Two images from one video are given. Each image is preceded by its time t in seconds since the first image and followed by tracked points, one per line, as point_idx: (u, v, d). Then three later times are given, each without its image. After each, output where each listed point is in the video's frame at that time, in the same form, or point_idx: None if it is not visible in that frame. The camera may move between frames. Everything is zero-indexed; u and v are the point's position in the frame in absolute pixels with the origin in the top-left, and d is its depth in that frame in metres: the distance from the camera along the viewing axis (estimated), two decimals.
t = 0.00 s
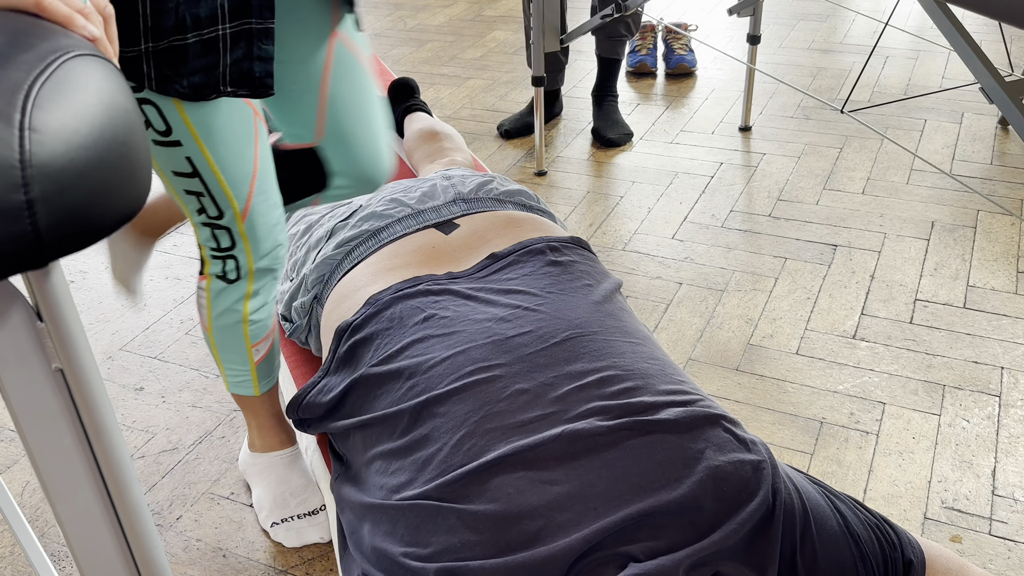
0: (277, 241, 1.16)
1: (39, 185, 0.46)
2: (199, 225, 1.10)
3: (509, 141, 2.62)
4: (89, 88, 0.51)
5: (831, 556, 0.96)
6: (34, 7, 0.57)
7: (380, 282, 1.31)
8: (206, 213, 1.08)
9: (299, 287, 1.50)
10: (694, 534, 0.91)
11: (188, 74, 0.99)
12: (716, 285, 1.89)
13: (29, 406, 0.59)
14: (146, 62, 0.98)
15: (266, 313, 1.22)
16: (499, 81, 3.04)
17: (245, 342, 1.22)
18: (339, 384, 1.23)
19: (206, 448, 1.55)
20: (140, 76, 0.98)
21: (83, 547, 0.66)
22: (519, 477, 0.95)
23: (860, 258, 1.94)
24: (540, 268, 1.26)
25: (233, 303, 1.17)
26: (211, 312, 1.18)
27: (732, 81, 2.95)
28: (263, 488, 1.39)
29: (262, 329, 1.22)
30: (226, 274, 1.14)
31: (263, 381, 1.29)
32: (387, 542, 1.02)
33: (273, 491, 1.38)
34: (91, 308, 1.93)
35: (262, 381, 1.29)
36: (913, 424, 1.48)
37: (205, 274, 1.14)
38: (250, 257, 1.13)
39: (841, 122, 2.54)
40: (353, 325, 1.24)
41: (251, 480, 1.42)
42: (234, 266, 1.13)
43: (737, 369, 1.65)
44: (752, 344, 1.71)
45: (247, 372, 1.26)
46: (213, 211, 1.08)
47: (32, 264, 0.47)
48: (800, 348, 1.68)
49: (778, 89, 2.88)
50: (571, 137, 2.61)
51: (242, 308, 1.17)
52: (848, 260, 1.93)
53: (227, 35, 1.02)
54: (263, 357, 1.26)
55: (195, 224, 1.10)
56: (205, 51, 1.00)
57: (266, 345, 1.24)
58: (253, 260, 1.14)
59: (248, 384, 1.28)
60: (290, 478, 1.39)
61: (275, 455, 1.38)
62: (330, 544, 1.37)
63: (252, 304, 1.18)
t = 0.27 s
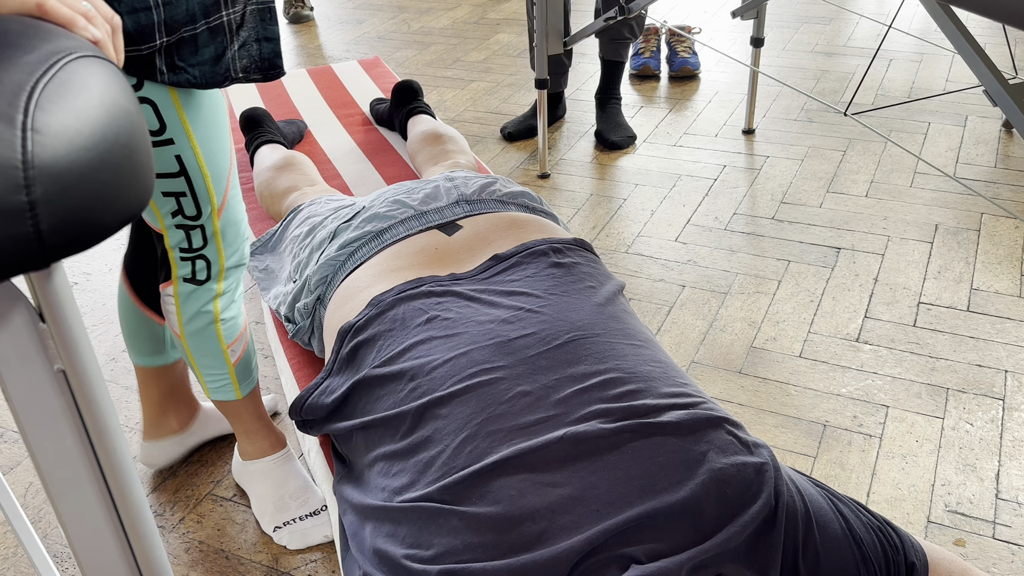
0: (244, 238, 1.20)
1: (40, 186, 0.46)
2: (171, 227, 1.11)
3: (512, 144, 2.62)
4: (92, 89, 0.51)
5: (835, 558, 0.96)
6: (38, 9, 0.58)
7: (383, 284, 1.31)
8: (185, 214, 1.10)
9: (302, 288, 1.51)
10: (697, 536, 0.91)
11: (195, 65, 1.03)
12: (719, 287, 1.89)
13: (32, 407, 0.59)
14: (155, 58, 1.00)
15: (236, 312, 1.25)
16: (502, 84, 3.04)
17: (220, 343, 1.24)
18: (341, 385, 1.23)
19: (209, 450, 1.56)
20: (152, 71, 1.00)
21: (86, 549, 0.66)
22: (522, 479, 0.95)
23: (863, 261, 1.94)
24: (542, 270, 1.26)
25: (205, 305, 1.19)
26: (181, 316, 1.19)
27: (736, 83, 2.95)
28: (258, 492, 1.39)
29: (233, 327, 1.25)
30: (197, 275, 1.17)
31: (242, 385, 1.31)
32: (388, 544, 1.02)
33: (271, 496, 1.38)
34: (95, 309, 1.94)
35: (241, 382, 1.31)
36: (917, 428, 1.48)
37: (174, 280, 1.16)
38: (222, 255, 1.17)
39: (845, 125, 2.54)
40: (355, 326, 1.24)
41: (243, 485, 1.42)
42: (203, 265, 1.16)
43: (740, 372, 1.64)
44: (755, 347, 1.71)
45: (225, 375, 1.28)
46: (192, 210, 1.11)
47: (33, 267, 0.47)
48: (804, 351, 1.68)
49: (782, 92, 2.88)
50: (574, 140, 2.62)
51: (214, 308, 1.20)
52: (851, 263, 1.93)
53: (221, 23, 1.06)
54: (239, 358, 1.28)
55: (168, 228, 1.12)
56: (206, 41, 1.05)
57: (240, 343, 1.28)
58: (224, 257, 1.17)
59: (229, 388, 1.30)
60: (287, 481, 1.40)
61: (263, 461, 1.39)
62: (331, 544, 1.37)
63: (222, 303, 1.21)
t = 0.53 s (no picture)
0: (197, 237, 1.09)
1: (45, 194, 0.47)
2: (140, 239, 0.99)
3: (515, 148, 2.62)
4: (96, 98, 0.52)
5: (835, 556, 0.96)
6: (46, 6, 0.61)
7: (385, 287, 1.31)
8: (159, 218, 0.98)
9: (306, 290, 1.51)
10: (699, 533, 0.91)
11: (172, 62, 0.98)
12: (721, 292, 1.89)
13: (35, 413, 0.60)
14: (135, 57, 0.96)
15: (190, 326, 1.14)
16: (505, 88, 3.05)
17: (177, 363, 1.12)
18: (343, 389, 1.23)
19: (213, 455, 1.57)
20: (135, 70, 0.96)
21: (89, 556, 0.67)
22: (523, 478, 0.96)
23: (865, 265, 1.94)
24: (544, 274, 1.27)
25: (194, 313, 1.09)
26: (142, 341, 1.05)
27: (738, 88, 2.95)
28: (212, 542, 1.34)
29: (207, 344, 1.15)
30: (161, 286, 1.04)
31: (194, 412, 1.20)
32: (387, 543, 1.01)
33: (226, 535, 1.35)
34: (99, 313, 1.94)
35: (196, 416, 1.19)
36: (918, 433, 1.48)
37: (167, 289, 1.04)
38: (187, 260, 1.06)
39: (847, 130, 2.55)
40: (358, 329, 1.25)
41: (180, 549, 1.34)
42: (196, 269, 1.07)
43: (742, 376, 1.65)
44: (757, 352, 1.71)
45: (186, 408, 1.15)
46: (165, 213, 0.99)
47: (37, 273, 0.47)
48: (805, 356, 1.68)
49: (784, 96, 2.88)
50: (576, 144, 2.62)
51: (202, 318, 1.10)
52: (853, 268, 1.93)
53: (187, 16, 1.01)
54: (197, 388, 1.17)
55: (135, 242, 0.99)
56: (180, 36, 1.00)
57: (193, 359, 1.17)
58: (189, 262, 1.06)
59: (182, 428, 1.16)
60: (231, 515, 1.36)
61: (197, 509, 1.32)
62: (315, 533, 1.42)
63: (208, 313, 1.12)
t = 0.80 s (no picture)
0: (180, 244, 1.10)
1: (49, 196, 0.47)
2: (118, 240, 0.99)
3: (518, 150, 2.63)
4: (101, 101, 0.52)
5: (841, 552, 0.96)
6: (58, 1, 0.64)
7: (390, 288, 1.31)
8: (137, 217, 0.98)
9: (311, 291, 1.51)
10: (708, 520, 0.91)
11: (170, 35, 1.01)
12: (724, 294, 1.89)
13: (39, 412, 0.60)
14: (141, 34, 0.97)
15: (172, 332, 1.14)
16: (508, 91, 3.05)
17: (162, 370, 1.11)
18: (350, 388, 1.23)
19: (216, 457, 1.57)
20: (141, 47, 0.97)
21: (94, 554, 0.67)
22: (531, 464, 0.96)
23: (868, 268, 1.94)
24: (549, 274, 1.27)
25: (151, 325, 1.06)
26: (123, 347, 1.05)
27: (741, 90, 2.95)
28: (215, 546, 1.35)
29: (173, 350, 1.13)
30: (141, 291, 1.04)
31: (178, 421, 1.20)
32: (396, 534, 1.01)
33: (229, 540, 1.35)
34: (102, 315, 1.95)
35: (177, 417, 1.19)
36: (921, 435, 1.48)
37: (117, 304, 1.02)
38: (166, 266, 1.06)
39: (850, 133, 2.55)
40: (364, 328, 1.25)
41: (184, 553, 1.34)
42: (149, 279, 1.04)
43: (744, 379, 1.65)
44: (760, 354, 1.71)
45: (164, 411, 1.15)
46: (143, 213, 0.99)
47: (42, 274, 0.48)
48: (808, 359, 1.68)
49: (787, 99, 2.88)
50: (579, 147, 2.62)
51: (160, 329, 1.08)
52: (856, 270, 1.93)
53: None
54: (175, 390, 1.17)
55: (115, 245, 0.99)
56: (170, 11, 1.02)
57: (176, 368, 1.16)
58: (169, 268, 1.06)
59: (164, 430, 1.17)
60: (233, 518, 1.36)
61: (198, 514, 1.33)
62: (317, 533, 1.42)
63: (166, 322, 1.09)
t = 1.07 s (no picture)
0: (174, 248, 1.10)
1: (56, 204, 0.47)
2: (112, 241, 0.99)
3: (520, 153, 2.63)
4: (107, 109, 0.52)
5: (844, 553, 0.96)
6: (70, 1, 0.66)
7: (393, 293, 1.31)
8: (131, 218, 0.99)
9: (314, 294, 1.51)
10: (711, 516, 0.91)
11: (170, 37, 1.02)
12: (726, 298, 1.89)
13: (42, 418, 0.60)
14: (139, 33, 0.98)
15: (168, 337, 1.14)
16: (510, 94, 3.05)
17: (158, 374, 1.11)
18: (353, 390, 1.23)
19: (219, 461, 1.57)
20: (138, 46, 0.98)
21: (97, 558, 0.67)
22: (533, 459, 0.96)
23: (870, 272, 1.94)
24: (552, 278, 1.28)
25: (144, 329, 1.06)
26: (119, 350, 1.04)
27: (743, 94, 2.96)
28: (218, 551, 1.35)
29: (168, 354, 1.13)
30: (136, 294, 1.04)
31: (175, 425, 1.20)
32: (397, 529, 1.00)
33: (234, 543, 1.35)
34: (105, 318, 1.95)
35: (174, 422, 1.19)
36: (923, 439, 1.48)
37: (110, 307, 1.02)
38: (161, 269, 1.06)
39: (851, 136, 2.55)
40: (367, 331, 1.25)
41: (187, 559, 1.35)
42: (143, 282, 1.05)
43: (746, 382, 1.65)
44: (762, 358, 1.71)
45: (160, 416, 1.15)
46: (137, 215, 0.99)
47: (48, 282, 0.48)
48: (810, 362, 1.68)
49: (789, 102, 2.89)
50: (581, 150, 2.63)
51: (154, 333, 1.08)
52: (858, 274, 1.93)
53: None
54: (171, 395, 1.17)
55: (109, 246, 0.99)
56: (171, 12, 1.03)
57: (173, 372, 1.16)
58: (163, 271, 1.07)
59: (161, 434, 1.17)
60: (236, 523, 1.36)
61: (200, 519, 1.33)
62: (321, 537, 1.43)
63: (160, 326, 1.09)
